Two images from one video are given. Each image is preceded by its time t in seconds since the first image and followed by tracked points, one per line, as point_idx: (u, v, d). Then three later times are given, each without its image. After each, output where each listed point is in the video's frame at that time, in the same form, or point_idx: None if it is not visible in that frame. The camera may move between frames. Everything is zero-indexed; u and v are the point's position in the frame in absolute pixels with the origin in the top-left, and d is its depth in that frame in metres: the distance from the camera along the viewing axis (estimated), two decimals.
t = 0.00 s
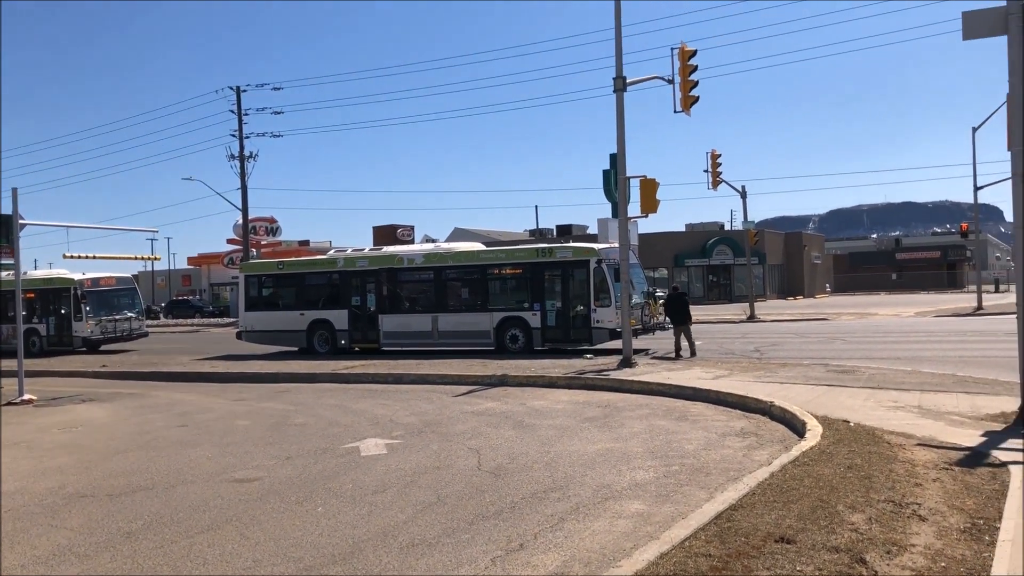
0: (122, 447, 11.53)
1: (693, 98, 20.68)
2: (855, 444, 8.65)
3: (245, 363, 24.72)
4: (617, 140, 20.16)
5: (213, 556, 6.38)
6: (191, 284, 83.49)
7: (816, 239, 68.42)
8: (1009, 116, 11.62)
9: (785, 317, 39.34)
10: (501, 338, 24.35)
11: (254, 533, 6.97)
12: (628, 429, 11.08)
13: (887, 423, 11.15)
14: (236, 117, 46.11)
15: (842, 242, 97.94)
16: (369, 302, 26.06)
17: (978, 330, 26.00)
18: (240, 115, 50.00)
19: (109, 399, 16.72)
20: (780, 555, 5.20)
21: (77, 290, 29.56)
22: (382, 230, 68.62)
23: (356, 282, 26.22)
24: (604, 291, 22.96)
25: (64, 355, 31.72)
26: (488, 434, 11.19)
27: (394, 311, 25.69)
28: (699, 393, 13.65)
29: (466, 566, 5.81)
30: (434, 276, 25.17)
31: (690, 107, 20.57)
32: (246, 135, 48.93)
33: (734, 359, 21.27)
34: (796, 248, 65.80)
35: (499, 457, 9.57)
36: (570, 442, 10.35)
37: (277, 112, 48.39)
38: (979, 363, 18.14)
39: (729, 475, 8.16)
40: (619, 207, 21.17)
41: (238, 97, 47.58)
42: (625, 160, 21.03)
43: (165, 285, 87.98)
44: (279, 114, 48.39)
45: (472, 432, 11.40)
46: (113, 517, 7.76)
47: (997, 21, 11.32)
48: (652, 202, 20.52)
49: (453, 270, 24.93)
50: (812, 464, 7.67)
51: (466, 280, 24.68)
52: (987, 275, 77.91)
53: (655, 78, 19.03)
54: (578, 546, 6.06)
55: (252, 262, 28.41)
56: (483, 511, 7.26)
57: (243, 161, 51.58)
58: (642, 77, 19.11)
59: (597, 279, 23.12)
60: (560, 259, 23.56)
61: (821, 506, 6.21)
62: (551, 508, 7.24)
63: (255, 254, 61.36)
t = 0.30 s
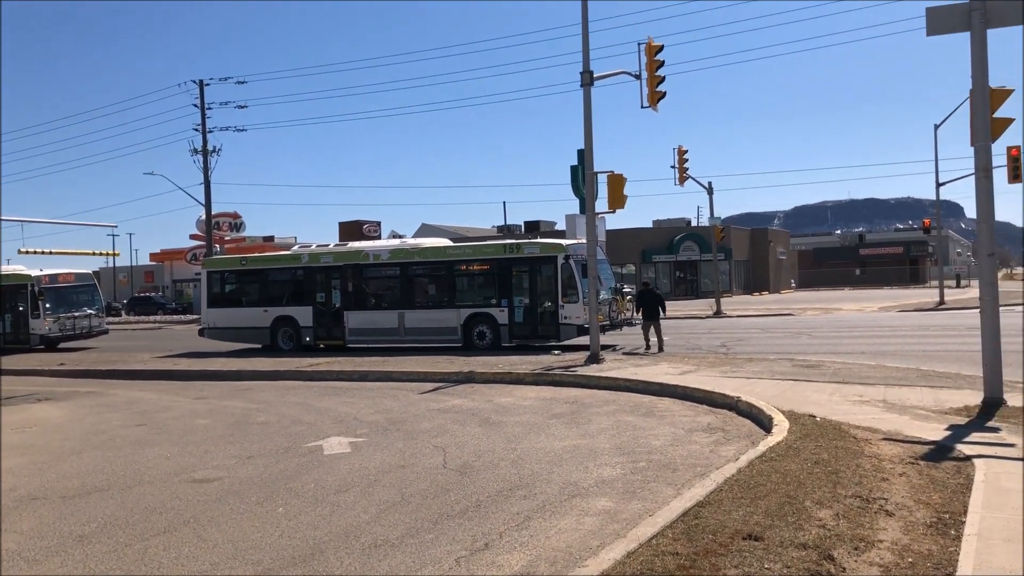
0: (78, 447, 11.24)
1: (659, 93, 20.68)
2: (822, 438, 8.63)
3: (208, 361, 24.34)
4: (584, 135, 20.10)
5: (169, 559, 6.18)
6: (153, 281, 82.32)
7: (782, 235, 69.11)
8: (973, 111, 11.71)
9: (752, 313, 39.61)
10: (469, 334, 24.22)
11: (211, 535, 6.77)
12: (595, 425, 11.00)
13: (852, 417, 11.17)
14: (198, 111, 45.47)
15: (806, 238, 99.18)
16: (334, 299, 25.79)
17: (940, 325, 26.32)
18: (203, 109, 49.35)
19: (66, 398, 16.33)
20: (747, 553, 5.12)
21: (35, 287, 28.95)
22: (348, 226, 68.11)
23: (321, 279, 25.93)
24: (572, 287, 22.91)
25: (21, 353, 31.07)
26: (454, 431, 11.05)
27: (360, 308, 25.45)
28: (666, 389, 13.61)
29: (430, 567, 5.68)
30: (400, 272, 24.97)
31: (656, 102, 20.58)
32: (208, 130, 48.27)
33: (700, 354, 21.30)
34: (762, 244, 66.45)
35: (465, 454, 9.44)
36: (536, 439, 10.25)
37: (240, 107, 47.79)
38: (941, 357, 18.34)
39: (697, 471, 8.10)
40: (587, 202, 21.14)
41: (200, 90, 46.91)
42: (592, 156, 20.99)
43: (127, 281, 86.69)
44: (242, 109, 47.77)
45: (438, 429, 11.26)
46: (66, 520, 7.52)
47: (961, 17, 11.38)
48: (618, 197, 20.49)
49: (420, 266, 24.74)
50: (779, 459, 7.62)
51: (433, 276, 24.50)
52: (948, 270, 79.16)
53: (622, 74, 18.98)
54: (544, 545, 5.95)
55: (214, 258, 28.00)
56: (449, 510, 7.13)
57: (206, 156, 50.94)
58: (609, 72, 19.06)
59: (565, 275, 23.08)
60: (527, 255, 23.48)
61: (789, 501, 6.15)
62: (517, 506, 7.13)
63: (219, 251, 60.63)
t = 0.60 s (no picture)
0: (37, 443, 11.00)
1: (630, 83, 20.63)
2: (790, 428, 8.60)
3: (175, 354, 24.04)
4: (555, 126, 20.01)
5: (125, 558, 6.03)
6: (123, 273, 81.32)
7: (752, 226, 69.59)
8: (940, 101, 11.75)
9: (723, 303, 39.80)
10: (440, 326, 24.09)
11: (170, 532, 6.62)
12: (564, 416, 10.93)
13: (821, 406, 11.19)
14: (165, 101, 44.86)
15: (777, 229, 99.98)
16: (304, 291, 25.54)
17: (908, 314, 26.57)
18: (170, 99, 48.73)
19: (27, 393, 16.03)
20: (713, 545, 5.06)
21: None
22: (320, 217, 67.61)
23: (290, 271, 25.67)
24: (544, 279, 22.88)
25: None
26: (422, 424, 10.94)
27: (330, 300, 25.23)
28: (635, 379, 13.58)
29: (392, 562, 5.57)
30: (370, 264, 24.76)
31: (627, 93, 20.54)
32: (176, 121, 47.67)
33: (671, 344, 21.33)
34: (733, 235, 66.82)
35: (432, 447, 9.33)
36: (505, 431, 10.16)
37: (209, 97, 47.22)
38: (909, 346, 18.48)
39: (665, 461, 8.05)
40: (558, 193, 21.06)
41: (167, 81, 46.27)
42: (563, 147, 20.91)
43: (96, 274, 85.62)
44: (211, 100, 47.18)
45: (405, 422, 11.15)
46: (19, 518, 7.32)
47: (928, 7, 11.39)
48: (589, 188, 20.43)
49: (391, 257, 24.55)
50: (747, 449, 7.57)
51: (403, 268, 24.32)
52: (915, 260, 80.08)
53: (592, 64, 18.90)
54: (509, 539, 5.86)
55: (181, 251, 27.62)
56: (414, 504, 7.02)
57: (175, 147, 50.35)
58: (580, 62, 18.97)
59: (536, 267, 23.02)
60: (498, 246, 23.38)
61: (756, 492, 6.09)
62: (483, 500, 7.03)
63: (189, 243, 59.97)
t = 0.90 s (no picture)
0: None
1: (606, 81, 20.54)
2: (759, 427, 8.53)
3: (146, 354, 23.73)
4: (530, 123, 19.89)
5: (74, 565, 5.85)
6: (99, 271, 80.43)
7: (730, 224, 69.86)
8: (912, 98, 11.72)
9: (701, 301, 39.80)
10: (415, 324, 23.93)
11: (123, 537, 6.44)
12: (534, 416, 10.81)
13: (793, 405, 11.13)
14: (139, 97, 44.38)
15: (756, 228, 100.32)
16: (278, 290, 25.29)
17: (883, 312, 26.64)
18: (145, 96, 48.23)
19: None
20: (674, 549, 4.96)
21: None
22: (297, 215, 67.17)
23: (264, 269, 25.40)
24: (520, 277, 22.78)
25: None
26: (390, 424, 10.79)
27: (305, 298, 24.99)
28: (608, 377, 13.48)
29: (348, 568, 5.43)
30: (345, 262, 24.55)
31: (603, 90, 20.45)
32: (150, 117, 47.17)
33: (647, 342, 21.26)
34: (712, 234, 67.04)
35: (398, 448, 9.19)
36: (473, 431, 10.02)
37: (183, 94, 46.74)
38: (882, 344, 18.50)
39: (632, 462, 7.95)
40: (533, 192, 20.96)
41: (141, 77, 45.76)
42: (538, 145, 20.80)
43: (71, 273, 84.65)
44: (185, 96, 46.71)
45: (374, 422, 11.00)
46: None
47: (900, 3, 11.35)
48: (565, 186, 20.33)
49: (366, 255, 24.34)
50: (715, 449, 7.48)
51: (379, 266, 24.12)
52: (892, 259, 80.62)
53: (567, 61, 18.78)
54: (469, 543, 5.74)
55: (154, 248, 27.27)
56: (375, 508, 6.88)
57: (149, 144, 49.83)
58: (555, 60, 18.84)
59: (512, 265, 22.91)
60: (474, 244, 23.23)
61: (720, 494, 6.00)
62: (446, 502, 6.90)
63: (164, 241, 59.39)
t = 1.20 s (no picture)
0: None
1: (585, 81, 20.41)
2: (732, 433, 8.41)
3: (120, 356, 23.43)
4: (509, 123, 19.74)
5: None
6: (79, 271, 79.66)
7: (712, 225, 70.03)
8: (889, 97, 11.64)
9: (683, 301, 39.77)
10: (393, 326, 23.74)
11: (74, 550, 6.24)
12: (507, 420, 10.66)
13: (768, 409, 11.02)
14: (118, 96, 43.94)
15: (739, 229, 100.60)
16: (255, 291, 25.03)
17: (862, 313, 26.68)
18: (124, 95, 47.77)
19: None
20: (637, 563, 4.82)
21: None
22: (279, 215, 66.76)
23: (241, 270, 25.13)
24: (499, 278, 22.63)
25: None
26: (360, 429, 10.61)
27: (282, 299, 24.74)
28: (584, 380, 13.35)
29: None
30: (323, 263, 24.32)
31: (582, 90, 20.33)
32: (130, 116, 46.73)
33: (626, 344, 21.15)
34: (694, 235, 67.17)
35: (366, 455, 9.02)
36: (444, 436, 9.86)
37: (163, 93, 46.33)
38: (860, 346, 18.47)
39: (602, 469, 7.81)
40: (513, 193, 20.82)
41: (120, 76, 45.34)
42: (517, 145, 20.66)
43: (50, 273, 83.80)
44: (164, 95, 46.29)
45: (344, 427, 10.82)
46: None
47: (876, 4, 11.26)
48: (544, 187, 20.21)
49: (344, 256, 24.12)
50: (686, 456, 7.34)
51: (357, 267, 23.91)
52: (873, 259, 81.06)
53: (546, 61, 18.64)
54: (429, 556, 5.58)
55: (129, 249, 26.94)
56: (336, 517, 6.71)
57: (128, 143, 49.37)
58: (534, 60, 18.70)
59: (491, 266, 22.76)
60: (453, 245, 23.07)
61: (687, 504, 5.87)
62: (410, 512, 6.75)
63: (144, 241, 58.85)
